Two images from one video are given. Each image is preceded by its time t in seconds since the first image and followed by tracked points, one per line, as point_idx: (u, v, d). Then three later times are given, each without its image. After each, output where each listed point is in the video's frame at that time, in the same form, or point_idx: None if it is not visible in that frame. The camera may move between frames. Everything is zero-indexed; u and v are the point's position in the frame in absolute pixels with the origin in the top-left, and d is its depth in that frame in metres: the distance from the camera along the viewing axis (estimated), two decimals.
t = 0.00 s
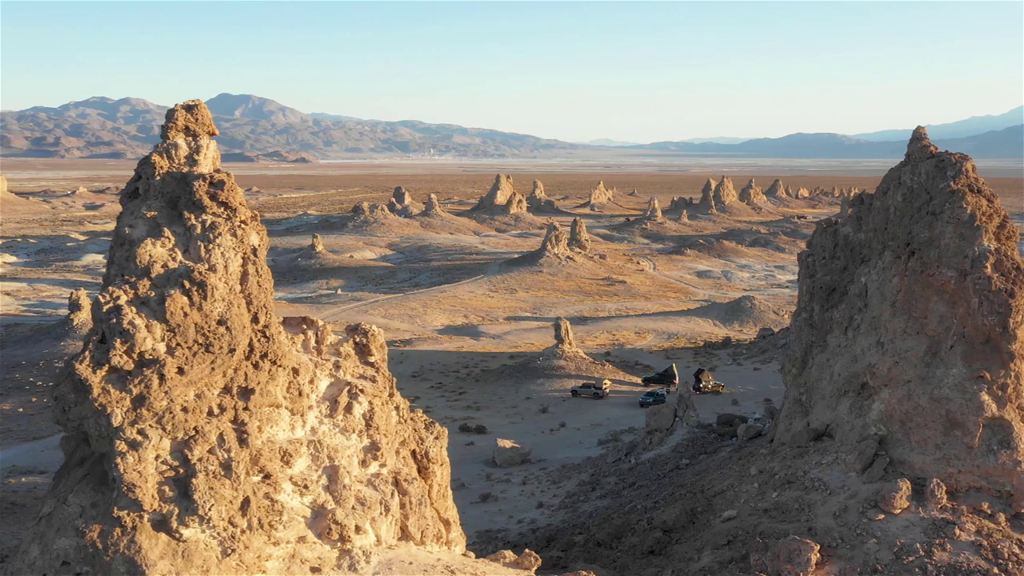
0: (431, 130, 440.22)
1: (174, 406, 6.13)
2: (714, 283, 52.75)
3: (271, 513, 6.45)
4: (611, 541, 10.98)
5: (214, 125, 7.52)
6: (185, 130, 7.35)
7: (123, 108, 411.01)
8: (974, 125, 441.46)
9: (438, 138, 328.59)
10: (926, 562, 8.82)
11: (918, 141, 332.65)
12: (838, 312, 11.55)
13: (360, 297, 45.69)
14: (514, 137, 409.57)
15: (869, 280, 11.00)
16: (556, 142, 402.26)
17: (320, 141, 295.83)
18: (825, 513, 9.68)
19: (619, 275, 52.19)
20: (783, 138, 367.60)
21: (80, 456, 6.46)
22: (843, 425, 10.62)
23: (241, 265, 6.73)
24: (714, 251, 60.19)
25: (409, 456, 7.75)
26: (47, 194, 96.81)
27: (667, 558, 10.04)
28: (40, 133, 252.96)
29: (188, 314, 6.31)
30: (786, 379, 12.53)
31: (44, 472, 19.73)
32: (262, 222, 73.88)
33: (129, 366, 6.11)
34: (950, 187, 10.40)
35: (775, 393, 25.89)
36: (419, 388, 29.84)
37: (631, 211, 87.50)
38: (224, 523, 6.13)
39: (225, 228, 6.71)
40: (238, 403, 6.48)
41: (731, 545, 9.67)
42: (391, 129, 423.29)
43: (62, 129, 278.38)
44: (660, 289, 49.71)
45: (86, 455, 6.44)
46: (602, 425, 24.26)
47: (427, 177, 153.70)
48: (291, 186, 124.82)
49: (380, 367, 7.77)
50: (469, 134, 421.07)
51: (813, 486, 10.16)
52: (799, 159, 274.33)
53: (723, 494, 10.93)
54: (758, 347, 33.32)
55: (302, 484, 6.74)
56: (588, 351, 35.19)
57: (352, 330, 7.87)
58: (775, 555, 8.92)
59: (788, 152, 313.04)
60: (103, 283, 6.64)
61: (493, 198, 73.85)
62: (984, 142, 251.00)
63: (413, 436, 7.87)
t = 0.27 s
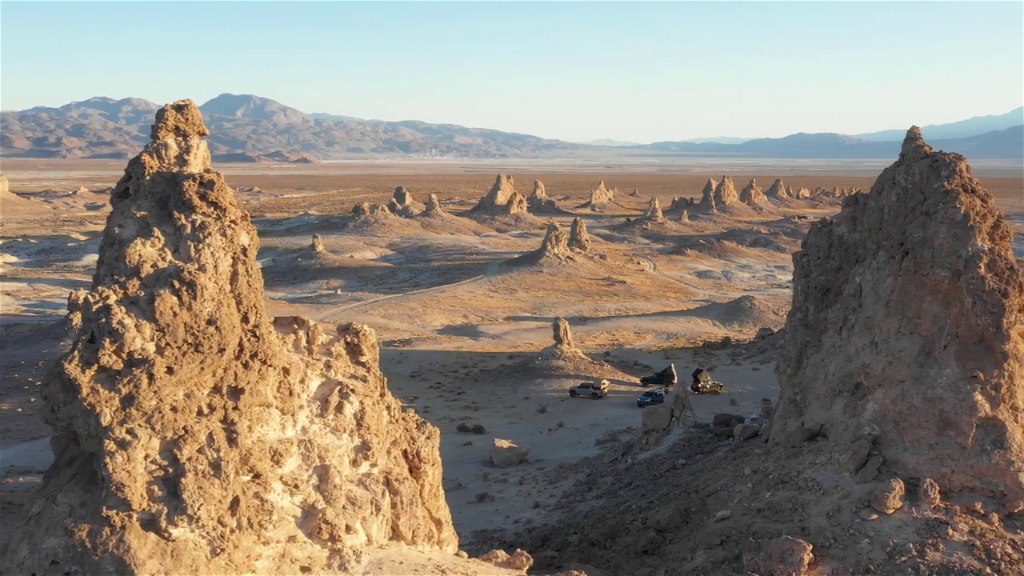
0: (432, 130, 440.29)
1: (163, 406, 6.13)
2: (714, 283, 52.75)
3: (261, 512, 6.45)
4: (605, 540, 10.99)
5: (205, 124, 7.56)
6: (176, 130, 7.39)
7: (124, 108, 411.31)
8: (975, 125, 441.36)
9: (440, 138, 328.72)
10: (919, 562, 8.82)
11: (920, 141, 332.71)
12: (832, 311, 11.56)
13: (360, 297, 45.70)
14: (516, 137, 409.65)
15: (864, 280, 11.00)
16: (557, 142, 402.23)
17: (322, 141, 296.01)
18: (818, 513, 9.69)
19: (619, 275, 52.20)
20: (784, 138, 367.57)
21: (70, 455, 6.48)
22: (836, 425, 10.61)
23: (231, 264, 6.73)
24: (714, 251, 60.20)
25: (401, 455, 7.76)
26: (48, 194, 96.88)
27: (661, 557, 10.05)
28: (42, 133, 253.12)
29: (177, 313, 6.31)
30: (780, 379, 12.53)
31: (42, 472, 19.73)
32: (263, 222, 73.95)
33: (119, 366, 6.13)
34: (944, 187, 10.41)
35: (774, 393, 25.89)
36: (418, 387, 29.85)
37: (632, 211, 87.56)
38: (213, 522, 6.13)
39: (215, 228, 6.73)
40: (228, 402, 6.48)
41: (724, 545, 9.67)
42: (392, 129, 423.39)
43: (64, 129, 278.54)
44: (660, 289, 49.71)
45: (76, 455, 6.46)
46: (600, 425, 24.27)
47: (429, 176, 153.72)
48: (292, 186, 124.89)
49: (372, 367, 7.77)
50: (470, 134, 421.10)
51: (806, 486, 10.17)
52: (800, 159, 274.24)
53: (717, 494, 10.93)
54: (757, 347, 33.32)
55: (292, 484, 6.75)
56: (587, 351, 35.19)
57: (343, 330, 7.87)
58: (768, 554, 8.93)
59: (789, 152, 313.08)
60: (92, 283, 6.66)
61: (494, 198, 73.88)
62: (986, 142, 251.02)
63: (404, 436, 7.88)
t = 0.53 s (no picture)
0: (434, 130, 440.34)
1: (151, 405, 6.14)
2: (715, 283, 52.74)
3: (248, 511, 6.46)
4: (597, 540, 11.00)
5: (193, 124, 7.59)
6: (165, 130, 7.42)
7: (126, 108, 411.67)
8: (977, 125, 441.06)
9: (441, 138, 328.70)
10: (910, 562, 8.83)
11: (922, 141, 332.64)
12: (826, 311, 11.55)
13: (359, 297, 45.71)
14: (517, 138, 409.64)
15: (857, 280, 11.00)
16: (559, 142, 402.23)
17: (324, 141, 295.96)
18: (810, 513, 9.69)
19: (619, 275, 52.18)
20: (785, 138, 367.46)
21: (58, 454, 6.49)
22: (830, 425, 10.61)
23: (219, 264, 6.75)
24: (714, 251, 60.19)
25: (391, 455, 7.77)
26: (50, 194, 96.92)
27: (653, 557, 10.05)
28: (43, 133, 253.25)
29: (165, 313, 6.32)
30: (775, 379, 12.52)
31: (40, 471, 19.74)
32: (264, 222, 74.01)
33: (106, 365, 6.14)
34: (937, 187, 10.41)
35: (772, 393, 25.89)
36: (416, 388, 29.85)
37: (634, 211, 87.54)
38: (201, 522, 6.15)
39: (203, 227, 6.74)
40: (216, 402, 6.49)
41: (716, 544, 9.68)
42: (393, 129, 423.44)
43: (65, 129, 278.66)
44: (660, 289, 49.70)
45: (63, 454, 6.47)
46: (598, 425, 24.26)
47: (430, 177, 153.71)
48: (294, 186, 124.98)
49: (362, 366, 7.78)
50: (471, 134, 421.23)
51: (798, 486, 10.17)
52: (802, 159, 274.16)
53: (710, 494, 10.94)
54: (756, 347, 33.31)
55: (281, 483, 6.76)
56: (586, 351, 35.19)
57: (333, 330, 7.88)
58: (759, 554, 8.94)
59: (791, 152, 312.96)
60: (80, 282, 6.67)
61: (495, 198, 73.89)
62: (988, 142, 250.83)
63: (394, 436, 7.89)
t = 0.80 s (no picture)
0: (435, 130, 440.38)
1: (140, 405, 6.15)
2: (715, 283, 52.74)
3: (238, 512, 6.46)
4: (591, 540, 11.01)
5: (183, 124, 7.62)
6: (155, 130, 7.46)
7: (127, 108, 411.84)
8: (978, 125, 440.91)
9: (442, 138, 328.75)
10: (902, 562, 8.84)
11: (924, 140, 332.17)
12: (820, 311, 11.56)
13: (359, 297, 45.73)
14: (518, 138, 409.69)
15: (851, 280, 11.00)
16: (560, 142, 402.26)
17: (325, 141, 295.96)
18: (803, 513, 9.69)
19: (618, 275, 52.18)
20: (786, 138, 367.46)
21: (47, 454, 6.50)
22: (823, 425, 10.61)
23: (208, 264, 6.76)
24: (715, 251, 60.19)
25: (382, 455, 7.78)
26: (51, 194, 96.96)
27: (646, 557, 10.05)
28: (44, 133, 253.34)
29: (154, 313, 6.33)
30: (769, 379, 12.52)
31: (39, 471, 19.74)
32: (265, 222, 74.08)
33: (95, 365, 6.15)
34: (930, 186, 10.41)
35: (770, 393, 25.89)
36: (415, 387, 29.84)
37: (635, 211, 87.56)
38: (190, 521, 6.15)
39: (192, 227, 6.76)
40: (205, 402, 6.50)
41: (709, 544, 9.69)
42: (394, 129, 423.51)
43: (66, 130, 278.75)
44: (660, 289, 49.70)
45: (53, 454, 6.48)
46: (596, 425, 24.27)
47: (432, 177, 153.76)
48: (295, 186, 125.06)
49: (352, 365, 7.79)
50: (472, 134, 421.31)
51: (792, 486, 10.17)
52: (803, 159, 274.15)
53: (703, 494, 10.95)
54: (754, 347, 33.31)
55: (271, 483, 6.76)
56: (585, 351, 35.20)
57: (324, 329, 7.90)
58: (752, 554, 8.94)
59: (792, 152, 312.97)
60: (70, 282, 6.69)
61: (495, 198, 73.91)
62: (989, 142, 250.79)
63: (385, 435, 7.90)
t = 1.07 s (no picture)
0: (436, 130, 440.43)
1: (129, 405, 6.17)
2: (715, 283, 52.74)
3: (227, 511, 6.47)
4: (585, 540, 11.03)
5: (172, 124, 7.66)
6: (145, 130, 7.50)
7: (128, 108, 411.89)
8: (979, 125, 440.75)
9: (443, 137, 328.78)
10: (895, 562, 8.84)
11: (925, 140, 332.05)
12: (815, 311, 11.56)
13: (359, 296, 45.73)
14: (519, 138, 409.74)
15: (845, 281, 11.00)
16: (561, 142, 402.27)
17: (327, 141, 295.97)
18: (796, 513, 9.70)
19: (619, 275, 52.19)
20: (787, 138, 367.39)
21: (36, 454, 6.51)
22: (817, 425, 10.61)
23: (198, 264, 6.78)
24: (715, 251, 60.18)
25: (373, 455, 7.79)
26: (53, 194, 96.98)
27: (639, 557, 10.05)
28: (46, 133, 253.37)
29: (143, 313, 6.35)
30: (764, 379, 12.53)
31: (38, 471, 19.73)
32: (266, 222, 74.07)
33: (84, 365, 6.16)
34: (924, 187, 10.41)
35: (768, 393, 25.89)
36: (414, 387, 29.84)
37: (636, 211, 87.56)
38: (178, 521, 6.16)
39: (182, 227, 6.79)
40: (195, 402, 6.51)
41: (702, 545, 9.70)
42: (395, 129, 423.56)
43: (68, 129, 278.76)
44: (660, 289, 49.71)
45: (42, 453, 6.49)
46: (594, 425, 24.28)
47: (433, 177, 153.80)
48: (297, 186, 125.09)
49: (343, 366, 7.81)
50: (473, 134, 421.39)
51: (785, 486, 10.18)
52: (804, 159, 274.13)
53: (697, 494, 10.96)
54: (753, 348, 33.32)
55: (261, 483, 6.76)
56: (585, 351, 35.21)
57: (316, 329, 7.91)
58: (744, 554, 8.95)
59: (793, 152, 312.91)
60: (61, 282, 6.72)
61: (496, 198, 73.91)
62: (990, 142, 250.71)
63: (377, 436, 7.91)
